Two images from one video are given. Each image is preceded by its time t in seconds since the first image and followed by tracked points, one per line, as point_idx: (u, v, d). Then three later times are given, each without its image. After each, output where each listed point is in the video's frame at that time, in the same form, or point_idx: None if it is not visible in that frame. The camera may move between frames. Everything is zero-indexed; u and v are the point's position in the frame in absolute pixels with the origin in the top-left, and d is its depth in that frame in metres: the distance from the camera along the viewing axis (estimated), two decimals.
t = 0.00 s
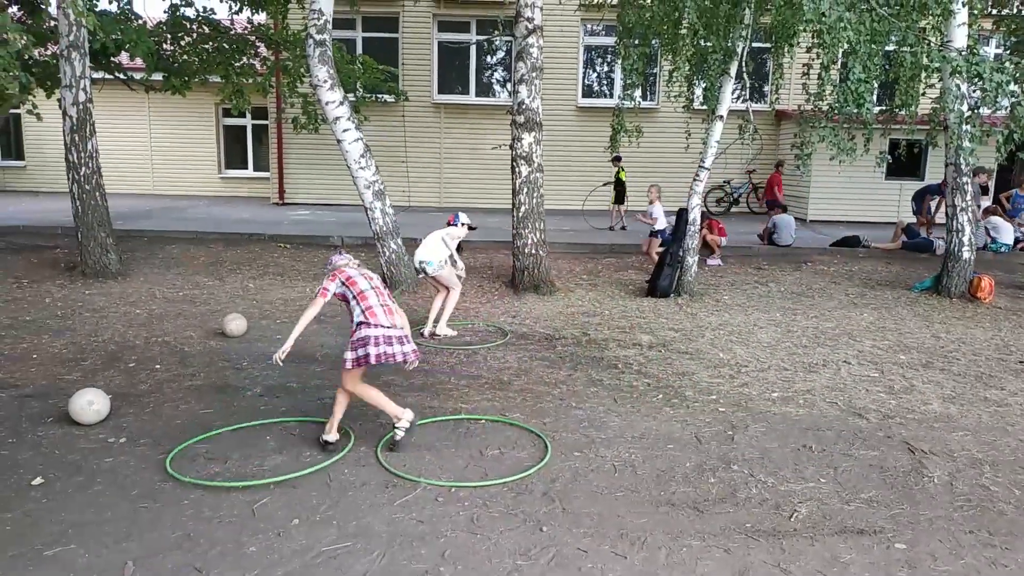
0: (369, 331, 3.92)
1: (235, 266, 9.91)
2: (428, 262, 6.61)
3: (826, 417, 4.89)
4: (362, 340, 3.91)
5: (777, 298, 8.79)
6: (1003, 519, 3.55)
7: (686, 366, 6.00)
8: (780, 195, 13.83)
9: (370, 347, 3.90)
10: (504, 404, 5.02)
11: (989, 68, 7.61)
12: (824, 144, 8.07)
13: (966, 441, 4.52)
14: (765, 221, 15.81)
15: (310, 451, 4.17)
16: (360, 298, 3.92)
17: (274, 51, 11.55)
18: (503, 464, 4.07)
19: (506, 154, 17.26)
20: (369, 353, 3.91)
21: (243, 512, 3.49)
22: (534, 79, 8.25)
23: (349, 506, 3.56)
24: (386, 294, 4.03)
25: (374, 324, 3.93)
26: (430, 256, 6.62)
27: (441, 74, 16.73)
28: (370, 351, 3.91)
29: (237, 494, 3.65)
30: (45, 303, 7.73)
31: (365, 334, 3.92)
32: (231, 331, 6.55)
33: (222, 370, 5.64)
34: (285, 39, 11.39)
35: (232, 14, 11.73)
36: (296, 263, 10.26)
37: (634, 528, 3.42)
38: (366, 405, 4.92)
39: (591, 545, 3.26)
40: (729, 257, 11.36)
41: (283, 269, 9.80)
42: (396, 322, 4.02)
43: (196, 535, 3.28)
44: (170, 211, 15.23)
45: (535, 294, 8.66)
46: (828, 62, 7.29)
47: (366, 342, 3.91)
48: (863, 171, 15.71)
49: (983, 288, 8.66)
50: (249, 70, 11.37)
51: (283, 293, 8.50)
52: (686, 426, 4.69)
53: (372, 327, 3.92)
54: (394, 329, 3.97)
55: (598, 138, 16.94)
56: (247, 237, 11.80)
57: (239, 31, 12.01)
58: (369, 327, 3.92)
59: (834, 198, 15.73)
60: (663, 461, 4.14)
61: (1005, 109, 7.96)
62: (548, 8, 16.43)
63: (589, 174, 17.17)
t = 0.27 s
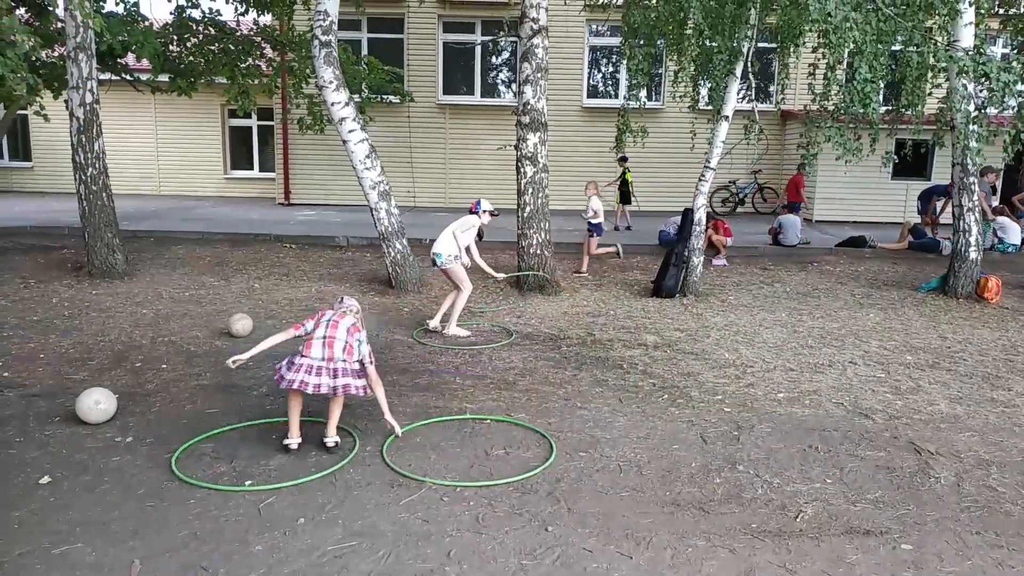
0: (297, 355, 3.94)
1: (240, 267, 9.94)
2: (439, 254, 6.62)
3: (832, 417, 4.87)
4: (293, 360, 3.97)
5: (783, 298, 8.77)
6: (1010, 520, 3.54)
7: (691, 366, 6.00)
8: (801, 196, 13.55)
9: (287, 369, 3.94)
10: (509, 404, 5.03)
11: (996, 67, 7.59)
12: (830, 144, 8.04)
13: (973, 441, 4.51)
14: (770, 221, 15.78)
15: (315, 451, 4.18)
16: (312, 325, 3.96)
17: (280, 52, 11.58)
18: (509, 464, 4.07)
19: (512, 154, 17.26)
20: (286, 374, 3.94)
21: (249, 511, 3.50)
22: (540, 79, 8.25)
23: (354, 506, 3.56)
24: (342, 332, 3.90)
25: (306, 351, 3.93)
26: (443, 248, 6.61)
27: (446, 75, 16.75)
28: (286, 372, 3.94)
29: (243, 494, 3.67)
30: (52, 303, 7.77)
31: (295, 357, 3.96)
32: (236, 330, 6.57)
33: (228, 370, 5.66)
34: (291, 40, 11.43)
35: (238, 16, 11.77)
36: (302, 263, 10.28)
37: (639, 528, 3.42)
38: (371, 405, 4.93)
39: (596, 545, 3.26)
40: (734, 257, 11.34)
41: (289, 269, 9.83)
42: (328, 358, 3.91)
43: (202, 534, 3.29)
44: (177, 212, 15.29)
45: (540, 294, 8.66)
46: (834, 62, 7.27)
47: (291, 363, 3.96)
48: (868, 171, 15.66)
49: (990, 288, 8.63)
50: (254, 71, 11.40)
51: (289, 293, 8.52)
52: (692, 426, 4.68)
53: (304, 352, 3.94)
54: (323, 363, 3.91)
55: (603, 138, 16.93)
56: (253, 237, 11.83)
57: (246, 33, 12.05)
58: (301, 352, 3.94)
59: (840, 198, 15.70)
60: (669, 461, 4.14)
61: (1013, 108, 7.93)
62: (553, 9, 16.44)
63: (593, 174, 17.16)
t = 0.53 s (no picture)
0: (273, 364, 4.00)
1: (246, 268, 9.96)
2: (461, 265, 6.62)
3: (838, 419, 4.87)
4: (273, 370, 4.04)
5: (789, 300, 8.76)
6: (1017, 523, 3.52)
7: (696, 368, 5.99)
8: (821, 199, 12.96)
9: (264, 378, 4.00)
10: (514, 406, 5.03)
11: (1002, 68, 7.58)
12: (835, 146, 8.03)
13: (980, 443, 4.49)
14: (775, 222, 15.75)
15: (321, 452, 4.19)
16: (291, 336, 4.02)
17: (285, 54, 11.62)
18: (515, 466, 4.07)
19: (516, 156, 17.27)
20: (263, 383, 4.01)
21: (255, 513, 3.51)
22: (545, 81, 8.26)
23: (360, 508, 3.57)
24: (309, 339, 3.91)
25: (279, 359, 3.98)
26: (467, 258, 6.60)
27: (450, 77, 16.77)
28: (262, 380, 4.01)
29: (249, 495, 3.68)
30: (59, 305, 7.80)
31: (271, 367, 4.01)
32: (242, 332, 6.59)
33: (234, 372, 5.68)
34: (297, 43, 11.47)
35: (243, 18, 11.80)
36: (307, 265, 10.30)
37: (645, 530, 3.41)
38: (376, 407, 4.94)
39: (602, 548, 3.26)
40: (739, 258, 11.32)
41: (294, 271, 9.85)
42: (291, 364, 3.90)
43: (209, 535, 3.30)
44: (183, 214, 15.34)
45: (545, 296, 8.66)
46: (839, 63, 7.26)
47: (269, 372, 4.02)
48: (874, 172, 15.63)
49: (996, 290, 8.60)
50: (260, 74, 11.44)
51: (294, 295, 8.54)
52: (697, 428, 4.67)
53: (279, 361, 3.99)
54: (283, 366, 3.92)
55: (608, 140, 16.93)
56: (259, 239, 11.87)
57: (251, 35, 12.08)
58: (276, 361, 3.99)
59: (845, 200, 15.66)
60: (674, 464, 4.14)
61: (1019, 109, 7.91)
62: (558, 11, 16.45)
63: (598, 176, 17.16)
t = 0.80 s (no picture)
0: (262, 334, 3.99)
1: (245, 269, 9.96)
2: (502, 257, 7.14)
3: (837, 418, 4.87)
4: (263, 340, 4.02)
5: (787, 299, 8.76)
6: (1016, 520, 3.53)
7: (695, 367, 5.99)
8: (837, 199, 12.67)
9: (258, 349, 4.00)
10: (513, 405, 5.03)
11: (1000, 67, 7.58)
12: (833, 145, 8.03)
13: (979, 441, 4.50)
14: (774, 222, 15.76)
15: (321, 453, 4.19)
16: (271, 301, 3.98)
17: (284, 55, 11.61)
18: (514, 465, 4.07)
19: (515, 156, 17.27)
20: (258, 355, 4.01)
21: (255, 513, 3.51)
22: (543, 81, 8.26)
23: (360, 508, 3.57)
24: (291, 306, 3.86)
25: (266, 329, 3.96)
26: (504, 249, 7.11)
27: (449, 77, 16.77)
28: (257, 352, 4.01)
29: (249, 496, 3.67)
30: (58, 307, 7.79)
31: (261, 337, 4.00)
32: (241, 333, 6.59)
33: (233, 373, 5.67)
34: (295, 43, 11.46)
35: (241, 19, 11.79)
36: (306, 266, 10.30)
37: (645, 530, 3.41)
38: (375, 407, 4.93)
39: (601, 547, 3.26)
40: (738, 257, 11.33)
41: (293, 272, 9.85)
42: (279, 334, 3.88)
43: (208, 536, 3.30)
44: (181, 215, 15.33)
45: (544, 296, 8.67)
46: (837, 62, 7.25)
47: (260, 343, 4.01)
48: (872, 171, 15.64)
49: (995, 288, 8.61)
50: (258, 75, 11.43)
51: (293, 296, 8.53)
52: (697, 427, 4.67)
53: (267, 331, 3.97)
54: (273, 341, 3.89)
55: (607, 140, 16.93)
56: (257, 240, 11.86)
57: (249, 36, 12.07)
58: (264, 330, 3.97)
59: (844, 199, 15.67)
60: (674, 463, 4.14)
61: (1017, 108, 7.91)
62: (556, 10, 16.45)
63: (596, 176, 17.16)
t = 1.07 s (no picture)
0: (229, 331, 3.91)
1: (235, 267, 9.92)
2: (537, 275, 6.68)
3: (826, 418, 4.89)
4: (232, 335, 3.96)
5: (778, 299, 8.80)
6: (1003, 520, 3.55)
7: (686, 367, 6.01)
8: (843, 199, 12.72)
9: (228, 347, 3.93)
10: (504, 404, 5.03)
11: (990, 69, 7.63)
12: (824, 146, 8.06)
13: (967, 442, 4.53)
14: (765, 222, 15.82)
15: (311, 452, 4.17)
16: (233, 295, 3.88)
17: (275, 52, 11.57)
18: (505, 464, 4.07)
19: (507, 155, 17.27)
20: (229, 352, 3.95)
21: (245, 512, 3.50)
22: (536, 80, 8.25)
23: (350, 507, 3.56)
24: (253, 301, 3.78)
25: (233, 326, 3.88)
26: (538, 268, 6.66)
27: (441, 76, 16.74)
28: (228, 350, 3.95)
29: (238, 495, 3.66)
30: (46, 304, 7.74)
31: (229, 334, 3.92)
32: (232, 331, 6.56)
33: (223, 371, 5.65)
34: (287, 41, 11.42)
35: (233, 16, 11.74)
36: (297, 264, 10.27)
37: (636, 529, 3.42)
38: (365, 406, 4.92)
39: (592, 547, 3.26)
40: (729, 257, 11.36)
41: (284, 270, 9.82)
42: (246, 332, 3.81)
43: (197, 535, 3.28)
44: (171, 213, 15.25)
45: (535, 295, 8.67)
46: (828, 63, 7.27)
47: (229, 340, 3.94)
48: (862, 173, 15.73)
49: (983, 290, 8.67)
50: (249, 72, 11.37)
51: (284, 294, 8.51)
52: (687, 427, 4.68)
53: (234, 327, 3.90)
54: (243, 341, 3.82)
55: (599, 139, 16.95)
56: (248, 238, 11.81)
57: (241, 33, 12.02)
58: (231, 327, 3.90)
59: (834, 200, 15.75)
60: (665, 462, 4.15)
61: (1006, 111, 7.98)
62: (549, 10, 16.46)
63: (588, 175, 17.18)
